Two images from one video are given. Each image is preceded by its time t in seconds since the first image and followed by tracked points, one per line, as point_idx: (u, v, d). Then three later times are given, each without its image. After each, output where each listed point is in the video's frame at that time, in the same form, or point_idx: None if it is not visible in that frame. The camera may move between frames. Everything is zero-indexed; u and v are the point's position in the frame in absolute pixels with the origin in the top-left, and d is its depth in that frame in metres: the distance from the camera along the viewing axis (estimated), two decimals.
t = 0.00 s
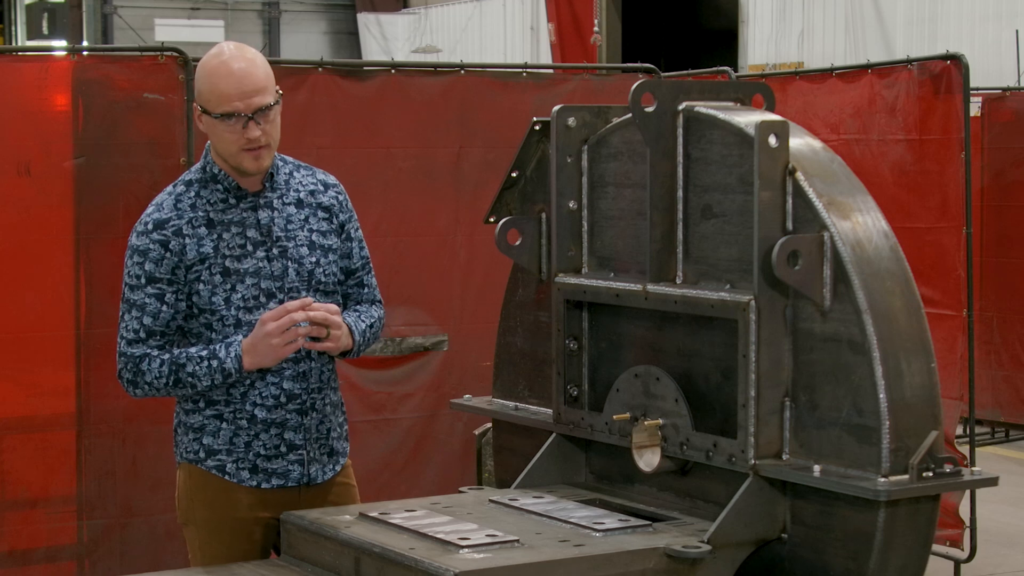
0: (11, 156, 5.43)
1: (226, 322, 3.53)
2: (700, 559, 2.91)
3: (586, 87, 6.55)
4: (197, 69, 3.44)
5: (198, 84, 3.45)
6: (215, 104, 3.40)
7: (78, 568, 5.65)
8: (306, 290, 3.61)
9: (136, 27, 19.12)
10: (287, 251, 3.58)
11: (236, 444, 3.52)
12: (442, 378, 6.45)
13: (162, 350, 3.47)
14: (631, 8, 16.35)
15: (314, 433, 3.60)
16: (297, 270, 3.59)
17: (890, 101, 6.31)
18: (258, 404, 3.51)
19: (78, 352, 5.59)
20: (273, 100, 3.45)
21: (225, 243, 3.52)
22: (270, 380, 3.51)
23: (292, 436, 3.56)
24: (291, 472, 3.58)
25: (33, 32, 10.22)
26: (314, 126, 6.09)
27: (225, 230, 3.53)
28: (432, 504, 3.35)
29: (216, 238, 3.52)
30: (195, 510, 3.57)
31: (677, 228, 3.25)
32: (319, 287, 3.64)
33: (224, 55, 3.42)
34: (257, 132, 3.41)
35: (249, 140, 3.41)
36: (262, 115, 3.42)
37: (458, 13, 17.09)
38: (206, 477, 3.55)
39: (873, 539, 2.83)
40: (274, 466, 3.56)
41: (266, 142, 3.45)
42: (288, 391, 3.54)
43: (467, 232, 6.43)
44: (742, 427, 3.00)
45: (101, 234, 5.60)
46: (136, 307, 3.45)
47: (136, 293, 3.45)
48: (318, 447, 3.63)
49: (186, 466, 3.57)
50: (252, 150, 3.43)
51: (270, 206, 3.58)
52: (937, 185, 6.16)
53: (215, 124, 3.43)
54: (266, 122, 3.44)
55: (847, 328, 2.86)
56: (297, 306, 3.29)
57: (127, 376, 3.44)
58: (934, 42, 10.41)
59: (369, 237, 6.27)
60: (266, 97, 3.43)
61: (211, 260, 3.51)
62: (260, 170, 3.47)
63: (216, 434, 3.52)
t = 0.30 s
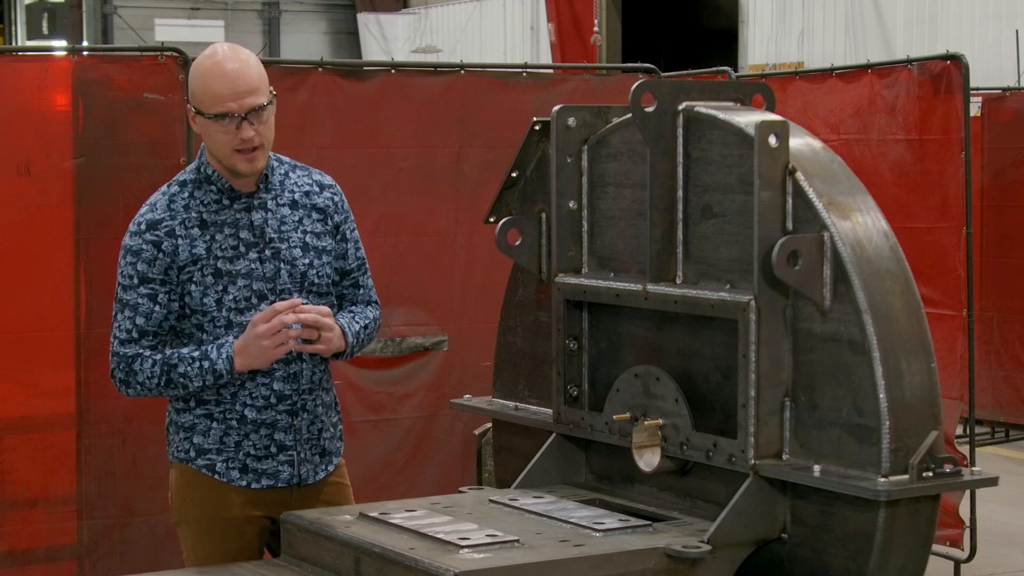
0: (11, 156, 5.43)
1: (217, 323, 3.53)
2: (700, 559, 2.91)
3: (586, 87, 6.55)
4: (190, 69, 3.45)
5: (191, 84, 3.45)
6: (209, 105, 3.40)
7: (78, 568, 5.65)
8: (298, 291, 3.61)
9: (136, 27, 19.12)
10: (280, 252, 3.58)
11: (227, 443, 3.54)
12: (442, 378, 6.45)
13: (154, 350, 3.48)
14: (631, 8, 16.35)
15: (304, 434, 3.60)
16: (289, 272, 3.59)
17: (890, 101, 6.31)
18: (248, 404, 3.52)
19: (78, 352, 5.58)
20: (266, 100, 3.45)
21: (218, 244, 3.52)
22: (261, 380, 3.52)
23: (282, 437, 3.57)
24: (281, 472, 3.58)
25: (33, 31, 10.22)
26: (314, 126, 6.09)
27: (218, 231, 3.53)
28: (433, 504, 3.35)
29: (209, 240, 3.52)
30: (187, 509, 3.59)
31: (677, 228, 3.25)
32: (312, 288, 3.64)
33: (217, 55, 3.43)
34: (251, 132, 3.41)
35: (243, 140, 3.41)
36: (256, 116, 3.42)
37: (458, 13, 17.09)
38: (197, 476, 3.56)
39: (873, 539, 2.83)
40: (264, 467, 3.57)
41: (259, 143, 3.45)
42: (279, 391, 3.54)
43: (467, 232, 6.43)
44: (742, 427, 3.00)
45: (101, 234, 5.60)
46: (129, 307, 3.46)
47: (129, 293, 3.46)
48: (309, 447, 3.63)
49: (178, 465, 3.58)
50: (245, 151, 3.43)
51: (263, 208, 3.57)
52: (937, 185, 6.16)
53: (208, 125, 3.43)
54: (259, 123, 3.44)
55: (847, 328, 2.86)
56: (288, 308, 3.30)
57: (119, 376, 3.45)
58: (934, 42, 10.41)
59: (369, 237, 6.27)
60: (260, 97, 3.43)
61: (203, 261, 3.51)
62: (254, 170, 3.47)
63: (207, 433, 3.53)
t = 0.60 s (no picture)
0: (11, 156, 5.43)
1: (209, 325, 3.54)
2: (700, 559, 2.91)
3: (586, 87, 6.55)
4: (190, 72, 3.44)
5: (190, 87, 3.44)
6: (212, 109, 3.40)
7: (78, 568, 5.65)
8: (291, 293, 3.61)
9: (136, 27, 19.12)
10: (272, 255, 3.58)
11: (219, 443, 3.54)
12: (442, 378, 6.45)
13: (146, 351, 3.48)
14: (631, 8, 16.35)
15: (297, 435, 3.60)
16: (281, 274, 3.59)
17: (890, 101, 6.31)
18: (240, 404, 3.52)
19: (78, 352, 5.58)
20: (267, 104, 3.46)
21: (210, 246, 3.53)
22: (253, 381, 3.52)
23: (274, 437, 3.57)
24: (273, 472, 3.59)
25: (32, 31, 10.22)
26: (314, 126, 6.09)
27: (211, 233, 3.53)
28: (433, 504, 3.35)
29: (202, 242, 3.52)
30: (181, 508, 3.58)
31: (677, 228, 3.25)
32: (304, 290, 3.64)
33: (217, 57, 3.42)
34: (254, 136, 3.42)
35: (245, 144, 3.42)
36: (258, 120, 3.43)
37: (458, 13, 17.09)
38: (190, 476, 3.56)
39: (873, 539, 2.83)
40: (256, 467, 3.57)
41: (260, 146, 3.46)
42: (271, 392, 3.54)
43: (467, 232, 6.43)
44: (742, 427, 3.00)
45: (101, 234, 5.60)
46: (121, 308, 3.46)
47: (121, 293, 3.46)
48: (302, 447, 3.63)
49: (172, 465, 3.59)
50: (247, 154, 3.43)
51: (256, 210, 3.57)
52: (937, 185, 6.16)
53: (209, 128, 3.42)
54: (260, 127, 3.45)
55: (847, 328, 2.86)
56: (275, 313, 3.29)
57: (109, 376, 3.45)
58: (934, 43, 10.40)
59: (369, 237, 6.27)
60: (261, 101, 3.44)
61: (196, 263, 3.51)
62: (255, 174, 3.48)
63: (200, 432, 3.54)
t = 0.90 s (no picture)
0: (11, 156, 5.43)
1: (211, 322, 3.53)
2: (700, 559, 2.91)
3: (586, 87, 6.55)
4: (183, 73, 3.44)
5: (184, 88, 3.44)
6: (211, 109, 3.41)
7: (78, 568, 5.65)
8: (287, 286, 3.63)
9: (136, 27, 19.12)
10: (269, 249, 3.59)
11: (226, 440, 3.54)
12: (442, 378, 6.45)
13: (146, 352, 3.46)
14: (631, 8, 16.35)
15: (301, 428, 3.62)
16: (278, 268, 3.60)
17: (890, 101, 6.31)
18: (246, 400, 3.53)
19: (77, 352, 5.58)
20: (261, 100, 3.50)
21: (209, 244, 3.52)
22: (257, 377, 3.53)
23: (279, 432, 3.58)
24: (279, 467, 3.59)
25: (32, 31, 10.22)
26: (314, 126, 6.09)
27: (209, 230, 3.53)
28: (433, 504, 3.35)
29: (200, 239, 3.52)
30: (186, 510, 3.58)
31: (677, 228, 3.25)
32: (299, 282, 3.66)
33: (210, 57, 3.44)
34: (254, 132, 3.45)
35: (245, 141, 3.44)
36: (255, 116, 3.46)
37: (458, 13, 17.09)
38: (195, 476, 3.56)
39: (873, 539, 2.83)
40: (263, 462, 3.58)
41: (258, 143, 3.48)
42: (275, 387, 3.56)
43: (467, 232, 6.43)
44: (742, 427, 3.00)
45: (101, 234, 5.60)
46: (120, 309, 3.44)
47: (120, 295, 3.44)
48: (305, 441, 3.64)
49: (176, 465, 3.58)
50: (246, 151, 3.45)
51: (250, 205, 3.58)
52: (937, 185, 6.16)
53: (208, 127, 3.43)
54: (257, 123, 3.48)
55: (847, 328, 2.86)
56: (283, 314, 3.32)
57: (110, 378, 3.43)
58: (934, 43, 10.40)
59: (369, 237, 6.27)
60: (258, 97, 3.47)
61: (196, 261, 3.51)
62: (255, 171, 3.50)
63: (206, 431, 3.53)
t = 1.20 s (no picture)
0: (11, 156, 5.43)
1: (225, 311, 3.53)
2: (700, 559, 2.91)
3: (586, 87, 6.55)
4: (181, 63, 3.55)
5: (185, 78, 3.54)
6: (216, 86, 3.51)
7: (78, 568, 5.66)
8: (296, 278, 3.67)
9: (136, 26, 19.12)
10: (277, 242, 3.63)
11: (241, 437, 3.55)
12: (442, 378, 6.45)
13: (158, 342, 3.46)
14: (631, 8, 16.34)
15: (311, 421, 3.66)
16: (287, 259, 3.64)
17: (890, 101, 6.31)
18: (260, 394, 3.54)
19: (77, 351, 5.59)
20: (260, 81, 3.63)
21: (219, 234, 3.56)
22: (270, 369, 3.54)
23: (292, 425, 3.61)
24: (294, 460, 3.62)
25: (32, 31, 10.22)
26: (314, 126, 6.09)
27: (218, 222, 3.56)
28: (433, 504, 3.35)
29: (210, 230, 3.55)
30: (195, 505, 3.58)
31: (677, 229, 3.25)
32: (306, 275, 3.71)
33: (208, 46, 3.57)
34: (259, 106, 3.56)
35: (251, 116, 3.54)
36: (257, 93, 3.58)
37: (458, 13, 17.09)
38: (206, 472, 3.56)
39: (872, 539, 2.83)
40: (277, 456, 3.60)
41: (263, 122, 3.58)
42: (288, 380, 3.58)
43: (467, 232, 6.43)
44: (742, 427, 3.00)
45: (101, 233, 5.60)
46: (131, 299, 3.43)
47: (131, 285, 3.44)
48: (315, 434, 3.68)
49: (188, 462, 3.58)
50: (253, 128, 3.54)
51: (257, 198, 3.62)
52: (937, 185, 6.16)
53: (214, 107, 3.52)
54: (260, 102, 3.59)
55: (847, 328, 2.86)
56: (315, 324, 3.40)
57: (119, 368, 3.41)
58: (934, 43, 10.40)
59: (369, 237, 6.27)
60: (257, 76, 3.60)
61: (207, 252, 3.53)
62: (262, 149, 3.58)
63: (221, 427, 3.54)
